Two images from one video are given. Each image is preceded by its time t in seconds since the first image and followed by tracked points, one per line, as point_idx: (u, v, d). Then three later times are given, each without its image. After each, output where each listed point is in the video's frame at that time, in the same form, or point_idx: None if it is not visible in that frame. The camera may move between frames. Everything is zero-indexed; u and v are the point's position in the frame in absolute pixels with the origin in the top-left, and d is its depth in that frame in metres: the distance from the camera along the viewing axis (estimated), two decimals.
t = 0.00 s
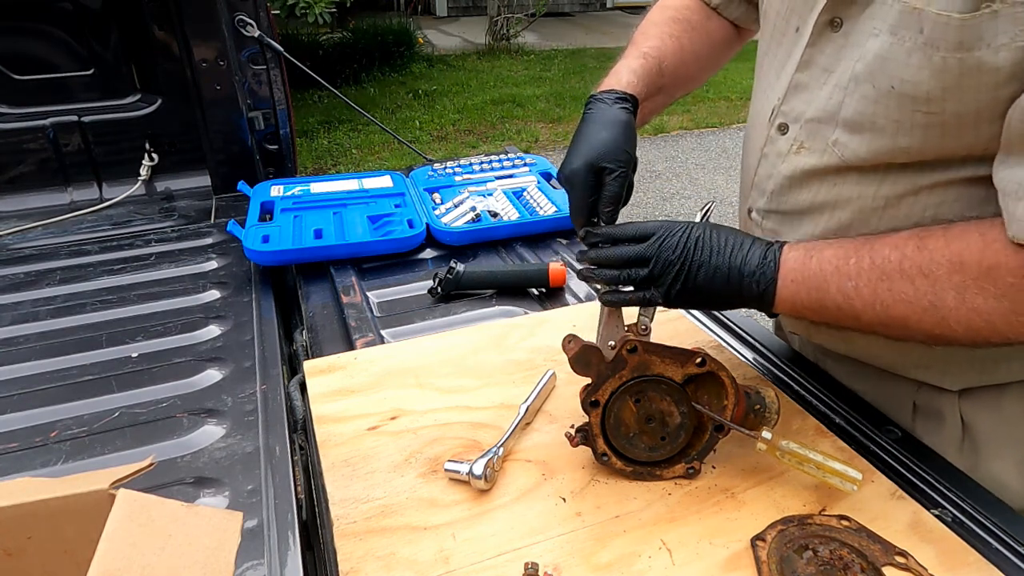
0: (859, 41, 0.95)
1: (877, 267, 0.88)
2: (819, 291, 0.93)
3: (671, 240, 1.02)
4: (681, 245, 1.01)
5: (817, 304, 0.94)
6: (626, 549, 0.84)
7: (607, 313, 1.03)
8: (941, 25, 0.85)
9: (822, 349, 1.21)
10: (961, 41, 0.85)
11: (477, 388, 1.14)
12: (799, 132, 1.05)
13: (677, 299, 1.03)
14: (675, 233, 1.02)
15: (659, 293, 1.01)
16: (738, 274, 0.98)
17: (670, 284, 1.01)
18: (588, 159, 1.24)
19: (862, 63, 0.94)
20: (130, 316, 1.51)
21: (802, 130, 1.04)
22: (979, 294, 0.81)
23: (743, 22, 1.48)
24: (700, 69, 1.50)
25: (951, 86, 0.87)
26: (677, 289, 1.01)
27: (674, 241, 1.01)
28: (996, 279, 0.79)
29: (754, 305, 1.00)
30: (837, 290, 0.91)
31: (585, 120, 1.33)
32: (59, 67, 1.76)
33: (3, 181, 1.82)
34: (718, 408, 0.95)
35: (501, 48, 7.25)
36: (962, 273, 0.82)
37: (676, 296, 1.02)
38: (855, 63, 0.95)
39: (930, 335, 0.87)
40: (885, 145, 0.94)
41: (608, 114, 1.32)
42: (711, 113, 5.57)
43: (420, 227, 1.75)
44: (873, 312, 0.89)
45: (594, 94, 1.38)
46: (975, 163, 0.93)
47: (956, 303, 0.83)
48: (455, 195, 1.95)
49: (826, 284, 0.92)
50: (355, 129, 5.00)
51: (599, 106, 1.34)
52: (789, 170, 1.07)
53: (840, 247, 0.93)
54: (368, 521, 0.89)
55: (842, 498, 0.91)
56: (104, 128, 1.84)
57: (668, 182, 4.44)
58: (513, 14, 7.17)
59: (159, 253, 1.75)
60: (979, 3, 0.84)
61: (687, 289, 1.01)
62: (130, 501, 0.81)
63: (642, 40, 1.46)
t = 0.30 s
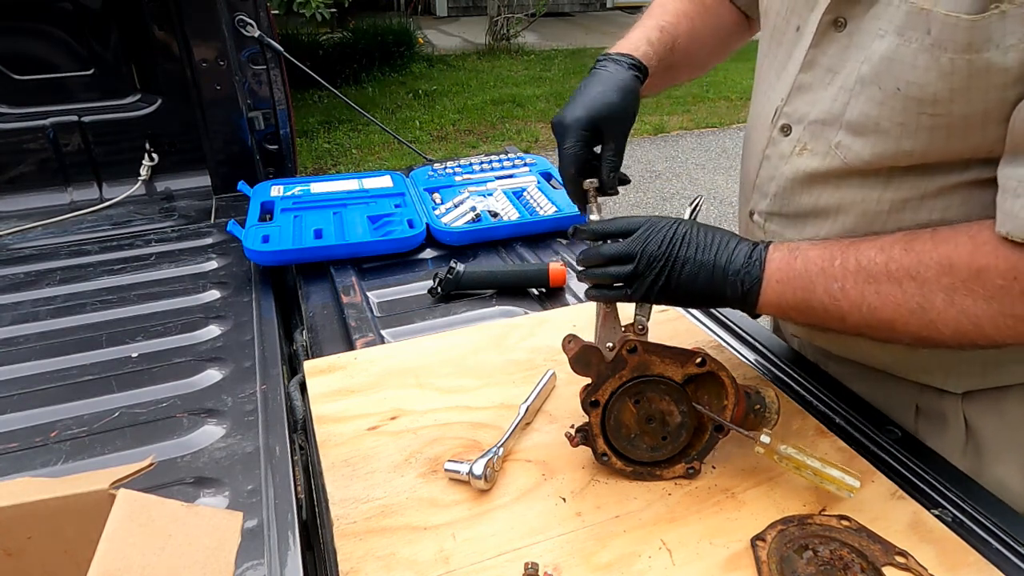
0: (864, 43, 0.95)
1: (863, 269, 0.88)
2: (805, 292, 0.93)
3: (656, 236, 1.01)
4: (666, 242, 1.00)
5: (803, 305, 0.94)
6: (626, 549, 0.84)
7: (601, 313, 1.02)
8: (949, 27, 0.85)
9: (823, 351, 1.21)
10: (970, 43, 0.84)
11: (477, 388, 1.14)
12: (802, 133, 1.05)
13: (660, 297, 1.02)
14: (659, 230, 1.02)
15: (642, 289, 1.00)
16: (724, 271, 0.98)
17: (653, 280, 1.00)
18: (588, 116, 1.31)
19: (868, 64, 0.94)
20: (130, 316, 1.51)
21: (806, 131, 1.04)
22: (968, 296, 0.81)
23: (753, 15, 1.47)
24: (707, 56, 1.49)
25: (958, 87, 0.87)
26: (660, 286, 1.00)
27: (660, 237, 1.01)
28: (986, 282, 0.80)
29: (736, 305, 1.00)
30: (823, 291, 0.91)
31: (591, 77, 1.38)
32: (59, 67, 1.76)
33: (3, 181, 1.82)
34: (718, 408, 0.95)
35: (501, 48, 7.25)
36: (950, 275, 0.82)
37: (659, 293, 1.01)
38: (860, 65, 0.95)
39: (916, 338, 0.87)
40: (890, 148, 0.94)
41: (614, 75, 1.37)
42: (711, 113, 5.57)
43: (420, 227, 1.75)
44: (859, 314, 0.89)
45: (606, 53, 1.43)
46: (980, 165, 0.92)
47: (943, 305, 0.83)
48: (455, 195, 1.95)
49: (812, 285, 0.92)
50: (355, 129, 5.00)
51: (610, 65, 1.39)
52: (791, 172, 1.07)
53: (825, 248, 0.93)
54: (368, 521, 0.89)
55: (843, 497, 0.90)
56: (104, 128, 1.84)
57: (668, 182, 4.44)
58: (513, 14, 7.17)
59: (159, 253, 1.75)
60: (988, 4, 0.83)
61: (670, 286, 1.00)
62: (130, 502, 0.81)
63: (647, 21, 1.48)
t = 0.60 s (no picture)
0: (867, 41, 0.95)
1: (861, 272, 0.88)
2: (802, 294, 0.93)
3: (655, 236, 1.01)
4: (665, 242, 1.00)
5: (800, 306, 0.94)
6: (626, 549, 0.84)
7: (602, 313, 1.03)
8: (954, 25, 0.85)
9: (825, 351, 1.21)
10: (975, 41, 0.84)
11: (477, 388, 1.14)
12: (804, 133, 1.05)
13: (658, 297, 1.02)
14: (658, 230, 1.02)
15: (640, 289, 1.00)
16: (722, 271, 0.98)
17: (651, 280, 1.00)
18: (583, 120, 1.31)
19: (871, 63, 0.94)
20: (130, 316, 1.51)
21: (808, 130, 1.04)
22: (966, 300, 0.81)
23: (750, 13, 1.48)
24: (701, 53, 1.50)
25: (963, 87, 0.87)
26: (658, 286, 1.00)
27: (658, 237, 1.01)
28: (984, 285, 0.79)
29: (735, 305, 1.00)
30: (821, 293, 0.91)
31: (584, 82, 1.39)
32: (59, 67, 1.76)
33: (4, 181, 1.82)
34: (718, 408, 0.95)
35: (501, 48, 7.25)
36: (949, 278, 0.82)
37: (657, 293, 1.01)
38: (863, 63, 0.95)
39: (914, 340, 0.87)
40: (894, 147, 0.94)
41: (609, 78, 1.37)
42: (711, 113, 5.57)
43: (420, 227, 1.75)
44: (856, 316, 0.89)
45: (601, 58, 1.43)
46: (983, 166, 0.92)
47: (941, 309, 0.83)
48: (455, 195, 1.95)
49: (810, 287, 0.92)
50: (355, 130, 5.00)
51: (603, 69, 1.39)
52: (793, 170, 1.07)
53: (824, 249, 0.93)
54: (368, 521, 0.89)
55: (844, 496, 0.90)
56: (104, 128, 1.84)
57: (668, 182, 4.44)
58: (513, 14, 7.17)
59: (159, 253, 1.75)
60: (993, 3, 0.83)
61: (669, 287, 1.00)
62: (130, 501, 0.81)
63: (645, 17, 1.48)
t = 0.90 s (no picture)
0: (872, 42, 0.95)
1: (864, 272, 0.88)
2: (805, 294, 0.93)
3: (654, 236, 1.01)
4: (665, 242, 1.00)
5: (802, 306, 0.94)
6: (626, 549, 0.84)
7: (603, 314, 1.02)
8: (965, 26, 0.85)
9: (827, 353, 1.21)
10: (988, 41, 0.84)
11: (477, 388, 1.14)
12: (808, 135, 1.05)
13: (659, 298, 1.01)
14: (658, 230, 1.02)
15: (640, 290, 1.00)
16: (723, 272, 0.98)
17: (651, 281, 1.00)
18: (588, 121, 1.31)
19: (876, 64, 0.94)
20: (130, 316, 1.51)
21: (812, 132, 1.04)
22: (970, 303, 0.81)
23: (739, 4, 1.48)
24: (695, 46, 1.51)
25: (974, 88, 0.87)
26: (659, 287, 1.00)
27: (658, 237, 1.01)
28: (989, 288, 0.79)
29: (736, 305, 1.00)
30: (824, 294, 0.91)
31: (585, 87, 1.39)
32: (59, 67, 1.76)
33: (3, 181, 1.82)
34: (718, 408, 0.95)
35: (501, 48, 7.25)
36: (953, 280, 0.82)
37: (658, 294, 1.01)
38: (868, 64, 0.95)
39: (918, 343, 0.87)
40: (902, 149, 0.93)
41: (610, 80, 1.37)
42: (711, 113, 5.57)
43: (420, 227, 1.75)
44: (859, 317, 0.89)
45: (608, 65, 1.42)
46: (989, 168, 0.92)
47: (946, 311, 0.83)
48: (455, 195, 1.95)
49: (813, 288, 0.92)
50: (355, 130, 5.00)
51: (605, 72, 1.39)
52: (797, 173, 1.07)
53: (826, 250, 0.93)
54: (368, 521, 0.89)
55: (845, 497, 0.90)
56: (104, 128, 1.84)
57: (668, 182, 4.44)
58: (513, 14, 7.17)
59: (159, 253, 1.75)
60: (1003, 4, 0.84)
61: (669, 288, 1.00)
62: (130, 501, 0.81)
63: (637, 14, 1.48)
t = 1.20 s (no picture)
0: (878, 42, 0.95)
1: (865, 272, 0.88)
2: (805, 294, 0.93)
3: (653, 235, 1.01)
4: (664, 241, 1.00)
5: (801, 306, 0.94)
6: (626, 549, 0.84)
7: (603, 314, 1.03)
8: (974, 24, 0.85)
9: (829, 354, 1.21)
10: (997, 41, 0.84)
11: (477, 388, 1.14)
12: (810, 135, 1.05)
13: (658, 298, 1.01)
14: (656, 229, 1.02)
15: (639, 290, 1.00)
16: (722, 271, 0.98)
17: (650, 280, 1.00)
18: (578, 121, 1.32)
19: (881, 64, 0.94)
20: (130, 316, 1.51)
21: (814, 132, 1.04)
22: (971, 304, 0.81)
23: None
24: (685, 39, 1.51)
25: (983, 87, 0.87)
26: (658, 286, 1.00)
27: (657, 236, 1.01)
28: (990, 289, 0.79)
29: (735, 305, 0.99)
30: (825, 293, 0.91)
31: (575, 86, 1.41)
32: (59, 67, 1.76)
33: (3, 181, 1.82)
34: (718, 408, 0.95)
35: (501, 48, 7.24)
36: (955, 281, 0.82)
37: (656, 294, 1.01)
38: (873, 64, 0.95)
39: (918, 343, 0.88)
40: (907, 149, 0.93)
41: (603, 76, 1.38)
42: (711, 113, 5.57)
43: (420, 227, 1.75)
44: (859, 317, 0.89)
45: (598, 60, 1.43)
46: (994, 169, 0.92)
47: (947, 312, 0.83)
48: (455, 195, 1.95)
49: (813, 287, 0.92)
50: (355, 130, 5.00)
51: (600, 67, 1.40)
52: (801, 174, 1.07)
53: (826, 250, 0.93)
54: (368, 521, 0.89)
55: (845, 496, 0.90)
56: (104, 128, 1.84)
57: (668, 182, 4.44)
58: (513, 14, 7.17)
59: (159, 253, 1.75)
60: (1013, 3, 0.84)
61: (667, 287, 1.00)
62: (130, 501, 0.81)
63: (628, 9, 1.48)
